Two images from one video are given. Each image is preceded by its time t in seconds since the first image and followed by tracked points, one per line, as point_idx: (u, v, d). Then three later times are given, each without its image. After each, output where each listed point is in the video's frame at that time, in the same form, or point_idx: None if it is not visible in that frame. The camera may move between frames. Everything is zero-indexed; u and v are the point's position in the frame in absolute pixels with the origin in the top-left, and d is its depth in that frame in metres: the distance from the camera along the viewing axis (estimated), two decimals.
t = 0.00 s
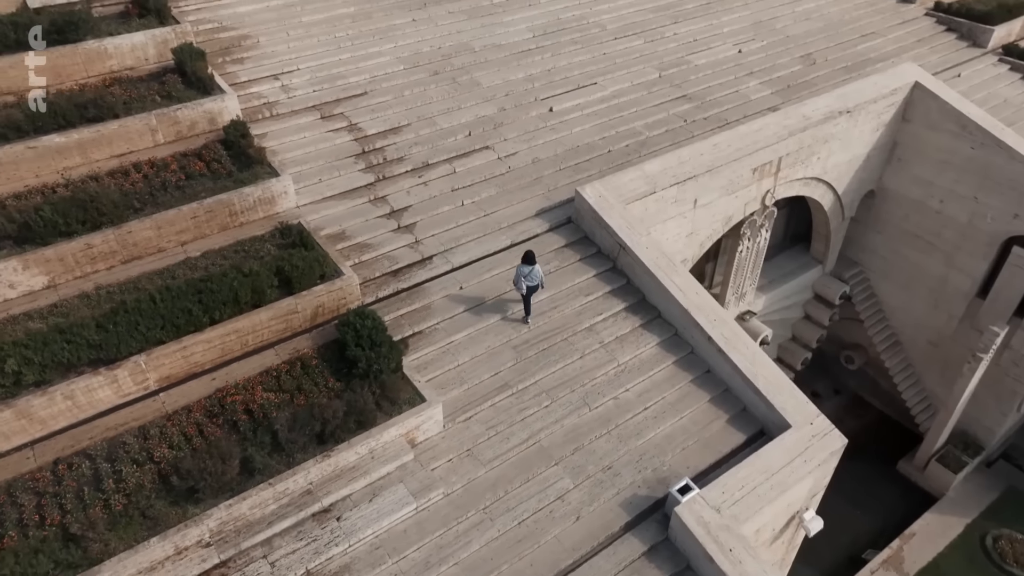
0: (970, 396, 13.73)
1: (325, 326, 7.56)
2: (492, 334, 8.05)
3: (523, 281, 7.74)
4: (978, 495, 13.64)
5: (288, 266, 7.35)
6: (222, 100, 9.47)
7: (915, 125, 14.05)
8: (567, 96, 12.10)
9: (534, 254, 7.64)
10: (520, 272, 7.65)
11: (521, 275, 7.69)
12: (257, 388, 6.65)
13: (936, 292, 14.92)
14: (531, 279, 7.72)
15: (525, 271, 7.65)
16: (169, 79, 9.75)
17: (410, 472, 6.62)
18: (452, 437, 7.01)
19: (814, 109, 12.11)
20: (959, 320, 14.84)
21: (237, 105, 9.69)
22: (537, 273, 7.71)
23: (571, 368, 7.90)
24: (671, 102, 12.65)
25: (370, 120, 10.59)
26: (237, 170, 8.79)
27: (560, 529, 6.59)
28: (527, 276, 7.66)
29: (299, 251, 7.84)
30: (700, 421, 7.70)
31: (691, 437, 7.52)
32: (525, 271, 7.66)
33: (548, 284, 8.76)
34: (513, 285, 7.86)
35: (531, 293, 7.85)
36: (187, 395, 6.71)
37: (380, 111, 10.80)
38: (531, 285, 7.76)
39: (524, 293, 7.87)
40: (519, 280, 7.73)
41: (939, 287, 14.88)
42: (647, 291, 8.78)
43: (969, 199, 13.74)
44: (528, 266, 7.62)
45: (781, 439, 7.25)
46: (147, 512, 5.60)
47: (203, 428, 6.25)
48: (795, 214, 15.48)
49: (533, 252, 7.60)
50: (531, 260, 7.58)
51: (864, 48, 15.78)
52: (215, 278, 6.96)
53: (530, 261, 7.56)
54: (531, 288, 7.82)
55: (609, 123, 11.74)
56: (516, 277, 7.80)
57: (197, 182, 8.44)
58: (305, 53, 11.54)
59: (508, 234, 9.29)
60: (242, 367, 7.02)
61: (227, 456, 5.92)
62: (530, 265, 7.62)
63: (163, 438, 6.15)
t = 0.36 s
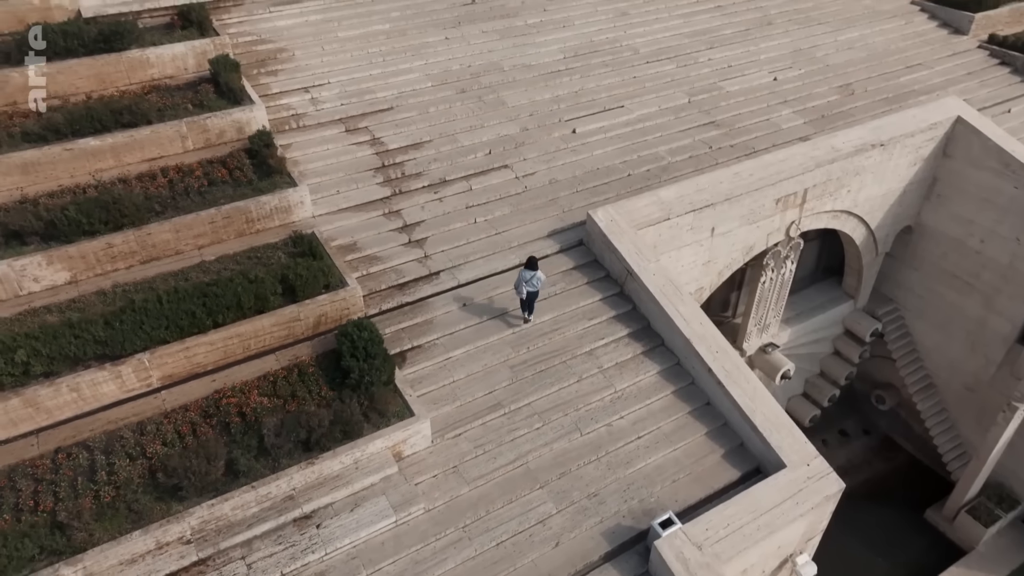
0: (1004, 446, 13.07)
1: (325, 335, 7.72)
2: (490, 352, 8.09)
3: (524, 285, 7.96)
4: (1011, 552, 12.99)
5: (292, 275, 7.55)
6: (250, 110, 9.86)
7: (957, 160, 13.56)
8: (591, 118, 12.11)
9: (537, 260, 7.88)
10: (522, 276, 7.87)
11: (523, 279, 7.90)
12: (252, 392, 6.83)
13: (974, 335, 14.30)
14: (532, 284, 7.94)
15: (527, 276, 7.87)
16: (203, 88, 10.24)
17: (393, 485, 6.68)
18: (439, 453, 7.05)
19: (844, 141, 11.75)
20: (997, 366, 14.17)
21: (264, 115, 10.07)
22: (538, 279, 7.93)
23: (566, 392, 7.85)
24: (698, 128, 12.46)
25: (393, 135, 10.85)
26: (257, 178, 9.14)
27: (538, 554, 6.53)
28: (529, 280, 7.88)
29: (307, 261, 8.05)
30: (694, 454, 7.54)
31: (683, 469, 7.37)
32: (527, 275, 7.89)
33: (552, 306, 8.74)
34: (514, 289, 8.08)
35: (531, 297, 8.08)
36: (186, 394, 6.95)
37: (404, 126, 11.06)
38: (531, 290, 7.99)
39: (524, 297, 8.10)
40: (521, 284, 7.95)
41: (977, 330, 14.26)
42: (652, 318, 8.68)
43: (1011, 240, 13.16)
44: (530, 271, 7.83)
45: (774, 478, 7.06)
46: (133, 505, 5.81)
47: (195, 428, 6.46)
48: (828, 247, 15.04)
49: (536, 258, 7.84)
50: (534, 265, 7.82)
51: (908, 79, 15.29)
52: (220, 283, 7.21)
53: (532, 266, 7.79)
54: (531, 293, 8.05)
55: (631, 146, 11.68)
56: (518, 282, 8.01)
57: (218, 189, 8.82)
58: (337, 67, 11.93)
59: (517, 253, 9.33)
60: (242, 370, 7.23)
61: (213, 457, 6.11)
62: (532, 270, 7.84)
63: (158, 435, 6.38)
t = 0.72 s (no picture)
0: None
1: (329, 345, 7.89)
2: (490, 372, 8.12)
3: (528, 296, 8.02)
4: None
5: (300, 285, 7.76)
6: (280, 122, 10.25)
7: (1001, 201, 13.01)
8: (616, 142, 12.10)
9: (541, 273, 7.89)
10: (526, 288, 7.91)
11: (527, 291, 7.94)
12: (250, 397, 7.02)
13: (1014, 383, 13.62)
14: (535, 296, 7.98)
15: (531, 288, 7.91)
16: (238, 100, 10.73)
17: (379, 499, 6.75)
18: (428, 470, 7.10)
19: (876, 176, 11.38)
20: None
21: (294, 128, 10.45)
22: (541, 291, 7.96)
23: (562, 417, 7.81)
24: (726, 155, 12.29)
25: (417, 152, 11.10)
26: (279, 189, 9.47)
27: None
28: (532, 292, 7.92)
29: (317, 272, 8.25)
30: (688, 488, 7.40)
31: (674, 503, 7.23)
32: (530, 288, 7.92)
33: (557, 329, 8.71)
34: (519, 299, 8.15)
35: (534, 309, 8.13)
36: (189, 396, 7.20)
37: (428, 144, 11.30)
38: (534, 302, 8.04)
39: (527, 309, 8.16)
40: (525, 295, 8.00)
41: (1018, 377, 13.58)
42: (657, 347, 8.56)
43: None
44: (534, 284, 7.87)
45: (766, 519, 6.87)
46: (124, 500, 6.02)
47: (192, 429, 6.67)
48: (863, 283, 14.53)
49: (540, 270, 7.84)
50: (537, 278, 7.83)
51: (954, 114, 14.69)
52: (229, 289, 7.45)
53: (536, 279, 7.81)
54: (534, 305, 8.10)
55: (654, 172, 11.61)
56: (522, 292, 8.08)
57: (242, 198, 9.17)
58: (369, 84, 12.33)
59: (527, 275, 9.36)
60: (246, 375, 7.45)
61: (204, 458, 6.30)
62: (536, 282, 7.87)
63: (158, 433, 6.62)
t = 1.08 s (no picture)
0: None
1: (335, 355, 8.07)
2: (491, 391, 8.17)
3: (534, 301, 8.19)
4: None
5: (310, 296, 7.97)
6: (309, 137, 10.61)
7: None
8: (641, 168, 12.07)
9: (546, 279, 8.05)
10: (532, 293, 8.08)
11: (532, 296, 8.11)
12: (252, 402, 7.23)
13: None
14: (540, 301, 8.14)
15: (536, 293, 8.08)
16: (272, 114, 11.19)
17: (367, 511, 6.84)
18: (419, 486, 7.17)
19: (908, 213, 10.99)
20: None
21: (322, 143, 10.80)
22: (546, 296, 8.12)
23: (559, 441, 7.78)
24: (753, 184, 12.11)
25: (441, 170, 11.32)
26: (302, 201, 9.78)
27: None
28: (538, 297, 8.09)
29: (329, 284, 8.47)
30: (681, 524, 7.26)
31: (665, 538, 7.10)
32: (535, 293, 8.10)
33: (562, 353, 8.70)
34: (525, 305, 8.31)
35: (539, 313, 8.31)
36: (197, 398, 7.46)
37: (452, 162, 11.51)
38: (539, 307, 8.22)
39: (532, 313, 8.33)
40: (530, 301, 8.17)
41: None
42: (661, 377, 8.46)
43: None
44: (539, 289, 8.02)
45: (756, 561, 6.69)
46: (122, 495, 6.27)
47: (194, 430, 6.91)
48: (898, 321, 14.01)
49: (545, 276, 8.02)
50: (543, 283, 8.00)
51: (1001, 152, 13.90)
52: (241, 297, 7.71)
53: (541, 285, 7.98)
54: (539, 310, 8.27)
55: (677, 199, 11.52)
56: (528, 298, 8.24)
57: (265, 209, 9.50)
58: (400, 102, 12.68)
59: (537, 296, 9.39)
60: (252, 381, 7.68)
61: (200, 460, 6.51)
62: (541, 288, 8.03)
63: (161, 432, 6.88)
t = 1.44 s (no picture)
0: None
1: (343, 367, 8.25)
2: (492, 412, 8.20)
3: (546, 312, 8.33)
4: None
5: (321, 308, 8.18)
6: (338, 153, 10.94)
7: None
8: (665, 195, 12.00)
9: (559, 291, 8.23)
10: (543, 304, 8.25)
11: (544, 306, 8.28)
12: (257, 409, 7.46)
13: None
14: (551, 312, 8.30)
15: (548, 304, 8.24)
16: (306, 130, 11.61)
17: (358, 524, 6.94)
18: (412, 503, 7.23)
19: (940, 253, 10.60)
20: None
21: (350, 159, 11.12)
22: (558, 308, 8.27)
23: (555, 466, 7.75)
24: (780, 216, 11.89)
25: (464, 190, 11.51)
26: (325, 215, 10.07)
27: None
28: (550, 308, 8.25)
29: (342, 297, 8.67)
30: (673, 560, 7.13)
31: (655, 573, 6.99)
32: (547, 303, 8.26)
33: (567, 377, 8.67)
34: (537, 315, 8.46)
35: (550, 324, 8.46)
36: (207, 401, 7.73)
37: (477, 183, 11.68)
38: (550, 318, 8.37)
39: (544, 324, 8.48)
40: (542, 311, 8.33)
41: None
42: (666, 408, 8.35)
43: None
44: (551, 300, 8.19)
45: None
46: (124, 492, 6.54)
47: (199, 433, 7.16)
48: (933, 364, 13.46)
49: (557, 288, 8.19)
50: (555, 295, 8.16)
51: None
52: (254, 306, 7.98)
53: (553, 296, 8.14)
54: (550, 320, 8.42)
55: (700, 227, 11.39)
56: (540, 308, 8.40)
57: (289, 221, 9.82)
58: (431, 122, 12.97)
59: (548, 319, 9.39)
60: (260, 389, 7.92)
61: (200, 462, 6.74)
62: (553, 299, 8.19)
63: (168, 433, 7.15)
